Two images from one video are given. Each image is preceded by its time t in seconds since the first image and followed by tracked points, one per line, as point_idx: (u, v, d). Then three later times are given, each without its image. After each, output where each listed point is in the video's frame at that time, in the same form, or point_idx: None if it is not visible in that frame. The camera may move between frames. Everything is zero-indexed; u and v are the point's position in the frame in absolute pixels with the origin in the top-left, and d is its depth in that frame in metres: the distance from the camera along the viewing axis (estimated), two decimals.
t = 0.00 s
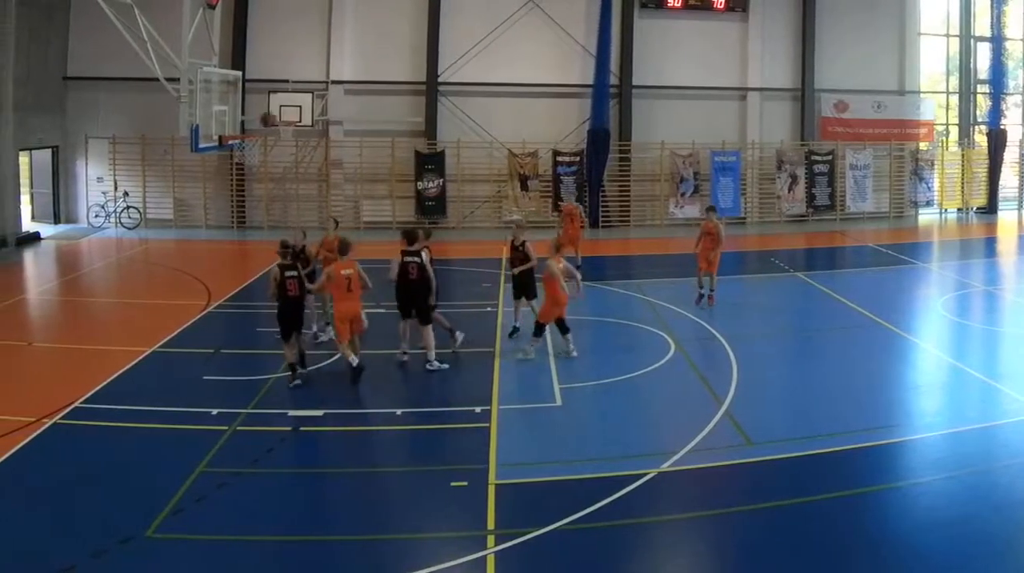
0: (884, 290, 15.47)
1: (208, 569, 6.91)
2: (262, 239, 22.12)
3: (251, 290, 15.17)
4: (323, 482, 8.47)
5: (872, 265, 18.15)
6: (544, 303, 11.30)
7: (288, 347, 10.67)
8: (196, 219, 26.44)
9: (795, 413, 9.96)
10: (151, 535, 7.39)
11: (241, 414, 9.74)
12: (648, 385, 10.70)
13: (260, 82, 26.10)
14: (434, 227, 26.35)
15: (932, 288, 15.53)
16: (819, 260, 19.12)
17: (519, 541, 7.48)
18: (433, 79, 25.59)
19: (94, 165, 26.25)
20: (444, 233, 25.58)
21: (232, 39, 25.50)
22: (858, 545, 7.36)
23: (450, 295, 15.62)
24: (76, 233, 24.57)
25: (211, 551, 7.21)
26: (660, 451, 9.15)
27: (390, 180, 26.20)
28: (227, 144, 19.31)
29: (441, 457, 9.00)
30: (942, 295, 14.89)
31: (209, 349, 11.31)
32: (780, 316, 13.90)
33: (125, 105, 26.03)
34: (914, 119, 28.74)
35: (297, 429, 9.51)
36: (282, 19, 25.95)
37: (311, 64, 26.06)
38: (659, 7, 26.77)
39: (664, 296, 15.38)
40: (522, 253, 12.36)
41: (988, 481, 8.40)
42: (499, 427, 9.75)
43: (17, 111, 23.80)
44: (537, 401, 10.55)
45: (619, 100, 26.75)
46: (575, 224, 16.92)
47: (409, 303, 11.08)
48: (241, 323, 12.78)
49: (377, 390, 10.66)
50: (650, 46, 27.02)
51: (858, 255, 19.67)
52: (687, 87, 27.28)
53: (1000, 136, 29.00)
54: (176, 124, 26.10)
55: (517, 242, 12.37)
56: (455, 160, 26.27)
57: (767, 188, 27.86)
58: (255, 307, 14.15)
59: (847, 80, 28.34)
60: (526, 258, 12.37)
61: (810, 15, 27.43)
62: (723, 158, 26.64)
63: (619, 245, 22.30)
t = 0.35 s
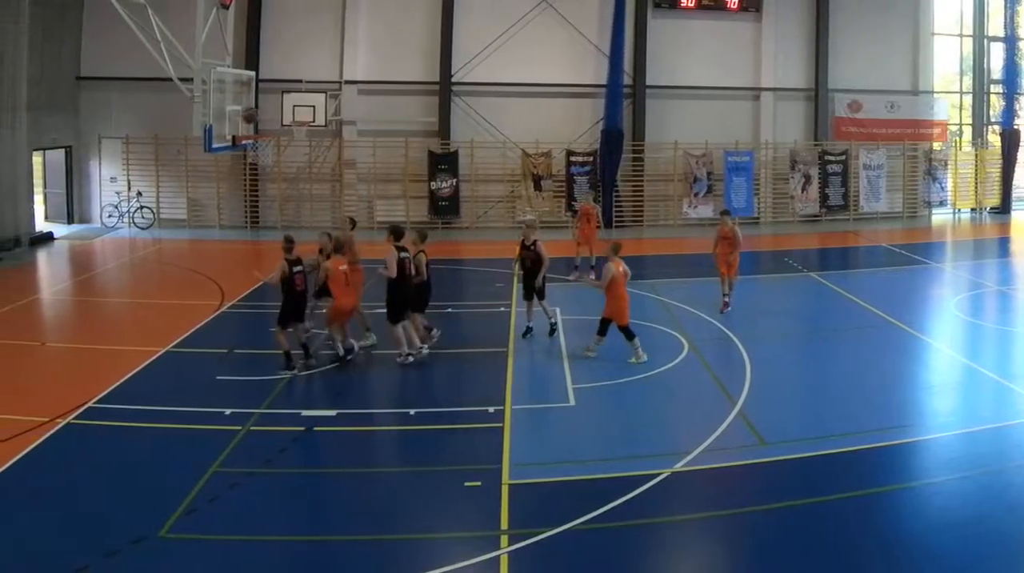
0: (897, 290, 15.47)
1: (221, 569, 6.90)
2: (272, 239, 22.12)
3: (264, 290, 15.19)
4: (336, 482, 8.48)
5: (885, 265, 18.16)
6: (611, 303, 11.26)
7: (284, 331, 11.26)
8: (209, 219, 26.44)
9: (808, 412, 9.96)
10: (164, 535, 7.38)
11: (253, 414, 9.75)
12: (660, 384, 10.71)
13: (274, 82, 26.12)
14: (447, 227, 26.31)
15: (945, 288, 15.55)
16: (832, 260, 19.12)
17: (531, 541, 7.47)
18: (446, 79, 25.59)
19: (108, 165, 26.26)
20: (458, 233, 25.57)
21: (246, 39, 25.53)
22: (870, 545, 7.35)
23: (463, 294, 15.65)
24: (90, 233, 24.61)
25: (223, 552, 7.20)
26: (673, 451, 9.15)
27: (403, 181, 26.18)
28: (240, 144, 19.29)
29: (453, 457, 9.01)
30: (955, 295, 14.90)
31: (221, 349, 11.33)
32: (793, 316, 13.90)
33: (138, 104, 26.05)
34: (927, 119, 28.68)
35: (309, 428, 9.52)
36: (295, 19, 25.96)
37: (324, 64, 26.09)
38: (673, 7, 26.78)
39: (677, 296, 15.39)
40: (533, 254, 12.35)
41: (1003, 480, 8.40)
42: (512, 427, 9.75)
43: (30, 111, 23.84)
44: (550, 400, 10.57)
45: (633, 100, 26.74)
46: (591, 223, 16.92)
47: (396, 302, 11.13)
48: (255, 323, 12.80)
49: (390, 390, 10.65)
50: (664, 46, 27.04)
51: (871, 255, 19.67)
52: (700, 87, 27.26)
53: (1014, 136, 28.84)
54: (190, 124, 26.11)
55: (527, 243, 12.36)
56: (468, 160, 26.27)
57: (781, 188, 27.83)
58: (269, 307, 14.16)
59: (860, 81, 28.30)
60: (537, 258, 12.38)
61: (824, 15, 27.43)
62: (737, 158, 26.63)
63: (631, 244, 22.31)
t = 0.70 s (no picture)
0: (911, 290, 15.47)
1: (236, 569, 6.90)
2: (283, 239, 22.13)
3: (279, 291, 15.19)
4: (350, 482, 8.48)
5: (898, 265, 18.15)
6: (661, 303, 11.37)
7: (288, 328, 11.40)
8: (223, 219, 26.44)
9: (822, 413, 9.96)
10: (177, 535, 7.38)
11: (265, 414, 9.75)
12: (673, 385, 10.71)
13: (287, 82, 26.13)
14: (461, 227, 26.35)
15: (959, 288, 15.54)
16: (846, 260, 19.12)
17: (544, 541, 7.46)
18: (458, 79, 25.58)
19: (121, 165, 26.36)
20: (472, 233, 25.60)
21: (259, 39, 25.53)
22: (883, 545, 7.35)
23: (478, 294, 15.66)
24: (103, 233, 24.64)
25: (235, 552, 7.19)
26: (685, 451, 9.14)
27: (417, 181, 26.20)
28: (254, 144, 19.29)
29: (466, 457, 9.01)
30: (969, 295, 14.90)
31: (234, 349, 11.33)
32: (807, 316, 13.90)
33: (152, 104, 26.06)
34: (941, 119, 28.69)
35: (322, 429, 9.52)
36: (307, 19, 25.96)
37: (338, 64, 26.09)
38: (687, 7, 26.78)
39: (691, 296, 15.40)
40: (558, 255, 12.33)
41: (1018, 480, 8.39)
42: (526, 427, 9.75)
43: (45, 111, 23.83)
44: (563, 401, 10.58)
45: (646, 100, 26.73)
46: (603, 224, 16.89)
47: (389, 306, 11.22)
48: (269, 323, 12.80)
49: (402, 391, 10.64)
50: (680, 47, 27.05)
51: (884, 255, 19.65)
52: (714, 87, 27.25)
53: None
54: (204, 124, 26.10)
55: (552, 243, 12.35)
56: (482, 160, 26.28)
57: (794, 188, 27.85)
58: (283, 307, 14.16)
59: (874, 80, 28.28)
60: (562, 258, 12.37)
61: (837, 15, 27.42)
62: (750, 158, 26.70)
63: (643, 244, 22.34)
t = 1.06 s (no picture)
0: (924, 290, 15.47)
1: (251, 569, 6.90)
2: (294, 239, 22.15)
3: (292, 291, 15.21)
4: (363, 482, 8.47)
5: (912, 265, 18.15)
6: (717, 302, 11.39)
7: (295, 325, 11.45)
8: (236, 219, 26.43)
9: (835, 413, 9.97)
10: (191, 535, 7.37)
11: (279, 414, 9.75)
12: (687, 384, 10.72)
13: (300, 82, 26.14)
14: (474, 227, 26.35)
15: (973, 288, 15.54)
16: (859, 260, 19.13)
17: (558, 541, 7.46)
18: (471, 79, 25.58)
19: (135, 165, 26.35)
20: (485, 233, 25.62)
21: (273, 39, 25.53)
22: (896, 546, 7.34)
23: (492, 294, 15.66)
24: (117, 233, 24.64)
25: (248, 552, 7.18)
26: (699, 451, 9.14)
27: (430, 181, 26.21)
28: (267, 144, 19.28)
29: (480, 456, 9.01)
30: (982, 295, 14.90)
31: (248, 349, 11.32)
32: (820, 316, 13.90)
33: (166, 104, 26.08)
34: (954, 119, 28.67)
35: (335, 429, 9.52)
36: (320, 19, 25.96)
37: (351, 64, 26.07)
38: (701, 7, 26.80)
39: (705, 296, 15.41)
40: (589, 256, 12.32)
41: None
42: (540, 427, 9.76)
43: (59, 110, 23.82)
44: (577, 401, 10.59)
45: (660, 101, 26.74)
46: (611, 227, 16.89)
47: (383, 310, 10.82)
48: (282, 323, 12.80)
49: (416, 391, 10.64)
50: (694, 47, 27.06)
51: (897, 255, 19.64)
52: (727, 87, 27.25)
53: None
54: (219, 124, 26.09)
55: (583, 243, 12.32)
56: (495, 160, 26.30)
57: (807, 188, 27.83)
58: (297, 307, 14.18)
59: (887, 81, 28.29)
60: (591, 259, 12.39)
61: (851, 15, 27.43)
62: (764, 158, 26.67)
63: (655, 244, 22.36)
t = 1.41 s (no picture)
0: (938, 290, 15.46)
1: (266, 569, 6.90)
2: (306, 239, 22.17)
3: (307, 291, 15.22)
4: (377, 482, 8.48)
5: (926, 265, 18.14)
6: (782, 300, 11.39)
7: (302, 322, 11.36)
8: (250, 219, 26.42)
9: (849, 412, 9.98)
10: (205, 535, 7.37)
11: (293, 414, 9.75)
12: (701, 385, 10.72)
13: (314, 82, 26.14)
14: (489, 227, 26.36)
15: (986, 288, 15.54)
16: (874, 260, 19.13)
17: (573, 541, 7.46)
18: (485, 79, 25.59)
19: (149, 165, 26.37)
20: (500, 233, 25.62)
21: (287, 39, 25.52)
22: (910, 545, 7.33)
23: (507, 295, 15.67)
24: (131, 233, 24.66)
25: (263, 551, 7.19)
26: (714, 451, 9.15)
27: (445, 180, 26.22)
28: (282, 144, 19.29)
29: (494, 456, 9.02)
30: (996, 295, 14.90)
31: (263, 349, 11.31)
32: (833, 316, 13.90)
33: (180, 104, 26.09)
34: (970, 119, 28.66)
35: (349, 429, 9.53)
36: (334, 19, 25.96)
37: (365, 64, 26.07)
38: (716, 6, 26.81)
39: (720, 296, 15.41)
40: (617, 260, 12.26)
41: None
42: (555, 428, 9.76)
43: (73, 110, 23.86)
44: (591, 400, 10.60)
45: (674, 102, 26.73)
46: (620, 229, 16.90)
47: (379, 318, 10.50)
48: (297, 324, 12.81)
49: (430, 391, 10.64)
50: (708, 47, 27.07)
51: (912, 255, 19.64)
52: (742, 87, 27.25)
53: None
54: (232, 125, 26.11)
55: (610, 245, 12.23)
56: (510, 160, 26.31)
57: (823, 188, 27.81)
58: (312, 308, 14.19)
59: (903, 81, 28.30)
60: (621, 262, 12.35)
61: (866, 15, 27.46)
62: (778, 158, 26.55)
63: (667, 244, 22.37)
